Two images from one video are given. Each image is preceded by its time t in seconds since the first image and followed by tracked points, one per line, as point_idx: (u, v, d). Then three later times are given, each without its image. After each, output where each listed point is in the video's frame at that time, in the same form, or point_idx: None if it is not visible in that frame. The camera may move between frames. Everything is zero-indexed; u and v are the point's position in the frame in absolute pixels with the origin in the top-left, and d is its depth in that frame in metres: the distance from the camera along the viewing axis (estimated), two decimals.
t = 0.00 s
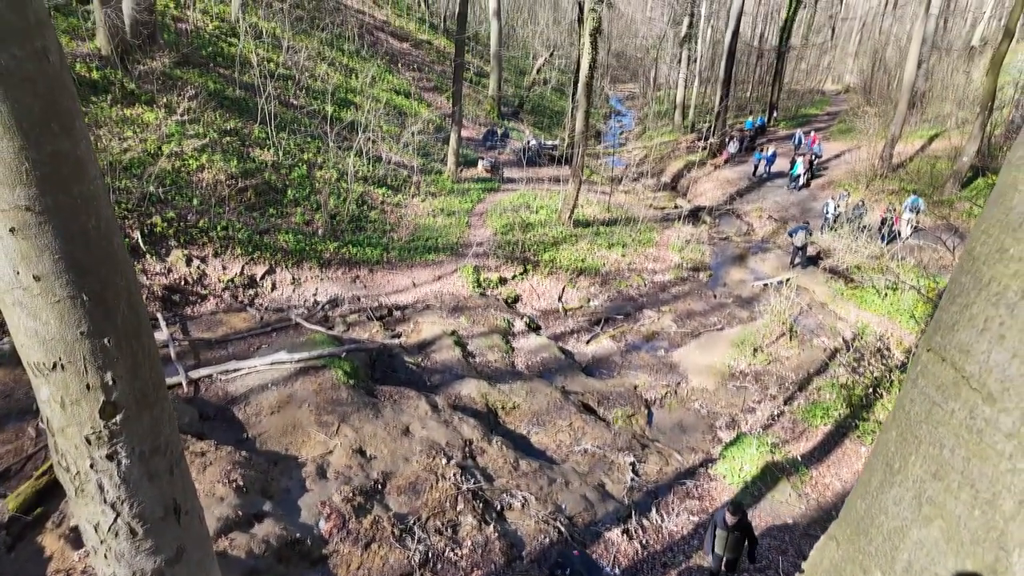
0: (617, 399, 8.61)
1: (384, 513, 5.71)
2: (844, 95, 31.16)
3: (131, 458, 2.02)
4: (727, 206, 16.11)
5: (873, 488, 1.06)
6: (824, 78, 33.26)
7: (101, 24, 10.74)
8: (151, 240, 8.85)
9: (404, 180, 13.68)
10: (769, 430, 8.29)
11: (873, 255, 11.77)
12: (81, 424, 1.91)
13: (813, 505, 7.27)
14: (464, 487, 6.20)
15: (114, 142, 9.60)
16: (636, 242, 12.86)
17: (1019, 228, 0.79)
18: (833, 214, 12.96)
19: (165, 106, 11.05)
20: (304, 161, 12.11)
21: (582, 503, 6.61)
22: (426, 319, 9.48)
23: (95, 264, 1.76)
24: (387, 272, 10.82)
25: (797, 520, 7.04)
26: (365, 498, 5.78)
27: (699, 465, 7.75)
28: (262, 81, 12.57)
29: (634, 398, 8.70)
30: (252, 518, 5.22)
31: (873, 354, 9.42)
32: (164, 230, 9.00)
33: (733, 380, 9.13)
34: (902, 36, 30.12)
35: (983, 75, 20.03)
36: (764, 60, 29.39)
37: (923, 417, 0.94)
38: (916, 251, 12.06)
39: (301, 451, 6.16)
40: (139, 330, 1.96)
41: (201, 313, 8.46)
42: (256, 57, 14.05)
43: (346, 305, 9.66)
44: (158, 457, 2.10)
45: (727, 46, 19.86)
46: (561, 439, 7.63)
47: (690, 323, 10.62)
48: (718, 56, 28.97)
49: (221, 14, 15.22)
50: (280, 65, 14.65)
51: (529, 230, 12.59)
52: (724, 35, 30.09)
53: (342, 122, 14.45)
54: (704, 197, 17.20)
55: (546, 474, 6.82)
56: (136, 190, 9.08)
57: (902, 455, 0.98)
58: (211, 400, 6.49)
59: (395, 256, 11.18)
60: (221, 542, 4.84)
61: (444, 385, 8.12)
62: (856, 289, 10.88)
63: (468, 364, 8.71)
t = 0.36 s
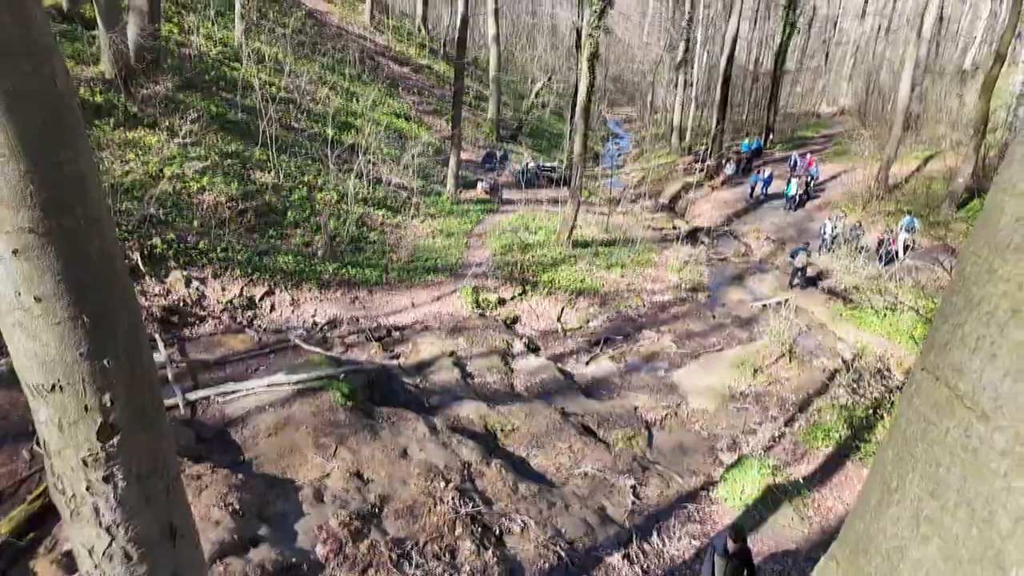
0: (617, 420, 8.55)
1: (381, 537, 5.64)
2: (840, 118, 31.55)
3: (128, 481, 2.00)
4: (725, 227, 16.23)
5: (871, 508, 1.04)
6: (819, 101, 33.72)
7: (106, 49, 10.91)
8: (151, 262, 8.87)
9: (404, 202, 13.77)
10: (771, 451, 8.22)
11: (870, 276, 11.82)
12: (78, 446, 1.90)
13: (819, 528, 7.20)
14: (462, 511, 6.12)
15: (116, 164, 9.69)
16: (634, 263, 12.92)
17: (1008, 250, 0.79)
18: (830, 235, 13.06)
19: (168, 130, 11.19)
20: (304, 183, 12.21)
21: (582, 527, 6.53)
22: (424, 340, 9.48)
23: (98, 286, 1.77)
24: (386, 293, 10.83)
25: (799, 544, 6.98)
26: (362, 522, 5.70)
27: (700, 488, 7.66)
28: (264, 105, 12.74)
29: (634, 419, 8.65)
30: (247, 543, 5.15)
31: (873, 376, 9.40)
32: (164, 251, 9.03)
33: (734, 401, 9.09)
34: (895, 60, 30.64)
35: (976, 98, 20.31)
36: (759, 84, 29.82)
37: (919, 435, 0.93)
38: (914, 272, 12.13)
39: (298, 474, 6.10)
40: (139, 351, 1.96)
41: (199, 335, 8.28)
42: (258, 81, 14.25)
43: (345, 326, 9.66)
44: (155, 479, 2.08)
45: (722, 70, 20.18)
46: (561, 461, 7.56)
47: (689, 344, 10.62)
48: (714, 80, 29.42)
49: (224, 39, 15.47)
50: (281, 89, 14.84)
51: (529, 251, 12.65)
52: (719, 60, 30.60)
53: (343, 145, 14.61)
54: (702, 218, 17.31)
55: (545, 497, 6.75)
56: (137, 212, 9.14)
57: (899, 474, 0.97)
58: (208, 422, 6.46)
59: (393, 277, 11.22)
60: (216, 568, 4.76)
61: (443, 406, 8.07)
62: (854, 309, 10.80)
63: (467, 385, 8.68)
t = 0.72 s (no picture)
0: (617, 442, 8.49)
1: (378, 561, 5.55)
2: (835, 141, 31.92)
3: (125, 503, 1.99)
4: (723, 248, 16.31)
5: (868, 527, 1.04)
6: (814, 124, 34.14)
7: (110, 73, 10.95)
8: (150, 283, 8.90)
9: (403, 223, 13.86)
10: (772, 474, 8.17)
11: (868, 297, 11.86)
12: (76, 467, 1.89)
13: (821, 552, 7.08)
14: (461, 534, 6.04)
15: (117, 186, 9.76)
16: (632, 283, 12.97)
17: (994, 271, 0.81)
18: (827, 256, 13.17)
19: (170, 152, 11.29)
20: (305, 205, 12.30)
21: (582, 550, 6.42)
22: (422, 361, 9.46)
23: (99, 306, 1.78)
24: (385, 313, 10.84)
25: (803, 568, 6.86)
26: (360, 546, 5.62)
27: (701, 511, 7.58)
28: (265, 128, 12.88)
29: (634, 441, 8.59)
30: (243, 567, 5.07)
31: (874, 397, 9.38)
32: (163, 272, 9.05)
33: (735, 423, 9.05)
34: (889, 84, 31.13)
35: (969, 121, 20.60)
36: (755, 108, 30.23)
37: (914, 453, 0.94)
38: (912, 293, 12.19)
39: (295, 497, 6.03)
40: (140, 373, 1.97)
41: (196, 356, 8.40)
42: (260, 104, 14.43)
43: (343, 347, 9.66)
44: (152, 501, 2.07)
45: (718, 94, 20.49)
46: (561, 484, 7.49)
47: (689, 365, 10.61)
48: (710, 103, 29.83)
49: (227, 63, 15.69)
50: (283, 111, 15.01)
51: (528, 271, 12.69)
52: (715, 84, 31.07)
53: (343, 167, 14.75)
54: (700, 239, 17.41)
55: (545, 520, 6.65)
56: (138, 234, 9.18)
57: (895, 493, 0.98)
58: (205, 444, 6.42)
59: (392, 297, 11.24)
60: None
61: (441, 428, 8.02)
62: (853, 331, 10.92)
63: (466, 407, 8.63)
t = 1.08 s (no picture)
0: (617, 465, 8.43)
1: None
2: (832, 163, 32.26)
3: (122, 526, 1.97)
4: (722, 270, 16.38)
5: (862, 547, 1.04)
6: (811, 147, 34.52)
7: (115, 98, 11.05)
8: (150, 304, 8.91)
9: (403, 245, 13.92)
10: (774, 497, 8.09)
11: (868, 318, 11.89)
12: (73, 489, 1.89)
13: None
14: (459, 559, 5.95)
15: (119, 208, 9.80)
16: (631, 304, 13.00)
17: (978, 293, 0.84)
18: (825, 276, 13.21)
19: (171, 175, 11.38)
20: (305, 227, 12.37)
21: None
22: (421, 382, 9.44)
23: (100, 329, 1.78)
24: (384, 334, 10.85)
25: None
26: (356, 572, 5.53)
27: (703, 534, 7.49)
28: (267, 151, 13.01)
29: (634, 464, 8.52)
30: None
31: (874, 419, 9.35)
32: (163, 294, 9.08)
33: (735, 445, 8.99)
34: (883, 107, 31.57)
35: (963, 144, 20.85)
36: (752, 131, 30.61)
37: (905, 473, 0.95)
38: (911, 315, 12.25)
39: (292, 521, 5.96)
40: (139, 395, 1.97)
41: (195, 378, 8.41)
42: (262, 127, 14.60)
43: (342, 368, 9.64)
44: (149, 524, 2.06)
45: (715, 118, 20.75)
46: (561, 508, 7.41)
47: (689, 387, 10.58)
48: (707, 127, 30.21)
49: (229, 87, 15.91)
50: (284, 135, 15.16)
51: (527, 292, 12.72)
52: (712, 108, 31.51)
53: (344, 189, 14.88)
54: (699, 260, 17.50)
55: (545, 544, 6.56)
56: (138, 255, 9.19)
57: (888, 513, 0.98)
58: (202, 467, 6.37)
59: (392, 318, 11.26)
60: None
61: (440, 450, 7.96)
62: (853, 353, 10.95)
63: (465, 429, 8.58)
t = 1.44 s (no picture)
0: (617, 489, 8.34)
1: None
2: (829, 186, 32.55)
3: (116, 550, 1.96)
4: (721, 291, 16.42)
5: (855, 567, 1.05)
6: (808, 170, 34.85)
7: (118, 122, 11.12)
8: (149, 325, 8.89)
9: (403, 266, 13.98)
10: (776, 521, 7.98)
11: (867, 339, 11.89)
12: (69, 512, 1.88)
13: None
14: None
15: (120, 231, 9.84)
16: (631, 325, 13.00)
17: (960, 315, 0.86)
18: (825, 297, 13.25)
19: (173, 197, 11.46)
20: (305, 249, 12.43)
21: None
22: (420, 405, 9.40)
23: (100, 352, 1.79)
24: (383, 356, 10.82)
25: None
26: None
27: (705, 559, 7.37)
28: (268, 174, 13.14)
29: (635, 487, 8.43)
30: None
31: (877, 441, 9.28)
32: (162, 315, 9.06)
33: (737, 469, 8.93)
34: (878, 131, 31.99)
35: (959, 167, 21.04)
36: (749, 154, 30.96)
37: (896, 494, 0.96)
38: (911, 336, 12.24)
39: (288, 547, 5.87)
40: (138, 417, 1.97)
41: (193, 401, 8.52)
42: (264, 151, 14.75)
43: (340, 391, 9.60)
44: (144, 547, 2.04)
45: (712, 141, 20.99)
46: (561, 533, 7.30)
47: (689, 409, 10.52)
48: (704, 150, 30.56)
49: (232, 111, 16.12)
50: (285, 158, 15.31)
51: (526, 313, 12.72)
52: (709, 131, 31.91)
53: (344, 212, 14.99)
54: (698, 282, 17.57)
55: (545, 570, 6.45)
56: (138, 278, 9.22)
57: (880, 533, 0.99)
58: (198, 490, 6.31)
59: (391, 339, 11.26)
60: None
61: (439, 474, 7.89)
62: (853, 374, 10.91)
63: (464, 452, 8.51)
